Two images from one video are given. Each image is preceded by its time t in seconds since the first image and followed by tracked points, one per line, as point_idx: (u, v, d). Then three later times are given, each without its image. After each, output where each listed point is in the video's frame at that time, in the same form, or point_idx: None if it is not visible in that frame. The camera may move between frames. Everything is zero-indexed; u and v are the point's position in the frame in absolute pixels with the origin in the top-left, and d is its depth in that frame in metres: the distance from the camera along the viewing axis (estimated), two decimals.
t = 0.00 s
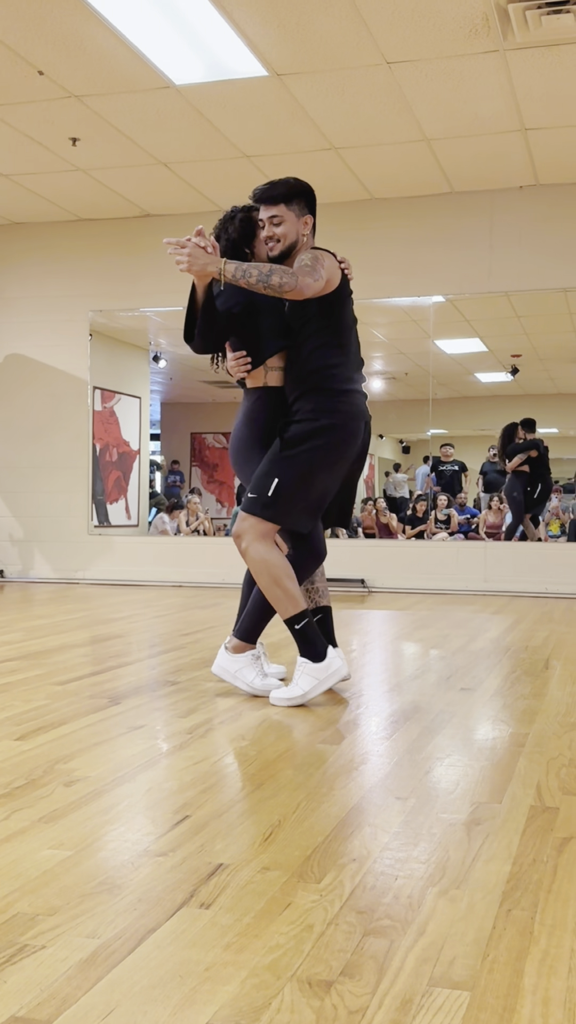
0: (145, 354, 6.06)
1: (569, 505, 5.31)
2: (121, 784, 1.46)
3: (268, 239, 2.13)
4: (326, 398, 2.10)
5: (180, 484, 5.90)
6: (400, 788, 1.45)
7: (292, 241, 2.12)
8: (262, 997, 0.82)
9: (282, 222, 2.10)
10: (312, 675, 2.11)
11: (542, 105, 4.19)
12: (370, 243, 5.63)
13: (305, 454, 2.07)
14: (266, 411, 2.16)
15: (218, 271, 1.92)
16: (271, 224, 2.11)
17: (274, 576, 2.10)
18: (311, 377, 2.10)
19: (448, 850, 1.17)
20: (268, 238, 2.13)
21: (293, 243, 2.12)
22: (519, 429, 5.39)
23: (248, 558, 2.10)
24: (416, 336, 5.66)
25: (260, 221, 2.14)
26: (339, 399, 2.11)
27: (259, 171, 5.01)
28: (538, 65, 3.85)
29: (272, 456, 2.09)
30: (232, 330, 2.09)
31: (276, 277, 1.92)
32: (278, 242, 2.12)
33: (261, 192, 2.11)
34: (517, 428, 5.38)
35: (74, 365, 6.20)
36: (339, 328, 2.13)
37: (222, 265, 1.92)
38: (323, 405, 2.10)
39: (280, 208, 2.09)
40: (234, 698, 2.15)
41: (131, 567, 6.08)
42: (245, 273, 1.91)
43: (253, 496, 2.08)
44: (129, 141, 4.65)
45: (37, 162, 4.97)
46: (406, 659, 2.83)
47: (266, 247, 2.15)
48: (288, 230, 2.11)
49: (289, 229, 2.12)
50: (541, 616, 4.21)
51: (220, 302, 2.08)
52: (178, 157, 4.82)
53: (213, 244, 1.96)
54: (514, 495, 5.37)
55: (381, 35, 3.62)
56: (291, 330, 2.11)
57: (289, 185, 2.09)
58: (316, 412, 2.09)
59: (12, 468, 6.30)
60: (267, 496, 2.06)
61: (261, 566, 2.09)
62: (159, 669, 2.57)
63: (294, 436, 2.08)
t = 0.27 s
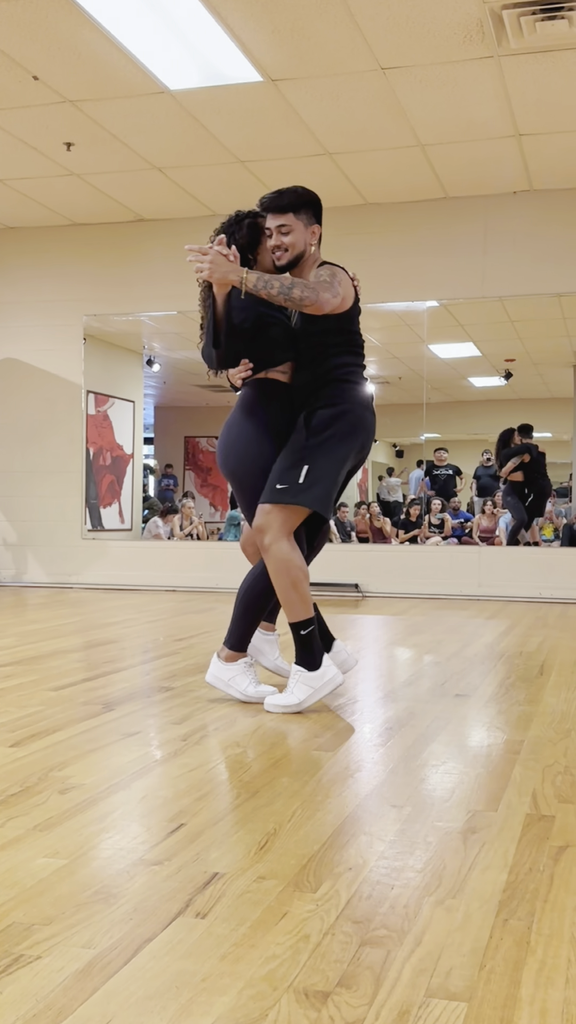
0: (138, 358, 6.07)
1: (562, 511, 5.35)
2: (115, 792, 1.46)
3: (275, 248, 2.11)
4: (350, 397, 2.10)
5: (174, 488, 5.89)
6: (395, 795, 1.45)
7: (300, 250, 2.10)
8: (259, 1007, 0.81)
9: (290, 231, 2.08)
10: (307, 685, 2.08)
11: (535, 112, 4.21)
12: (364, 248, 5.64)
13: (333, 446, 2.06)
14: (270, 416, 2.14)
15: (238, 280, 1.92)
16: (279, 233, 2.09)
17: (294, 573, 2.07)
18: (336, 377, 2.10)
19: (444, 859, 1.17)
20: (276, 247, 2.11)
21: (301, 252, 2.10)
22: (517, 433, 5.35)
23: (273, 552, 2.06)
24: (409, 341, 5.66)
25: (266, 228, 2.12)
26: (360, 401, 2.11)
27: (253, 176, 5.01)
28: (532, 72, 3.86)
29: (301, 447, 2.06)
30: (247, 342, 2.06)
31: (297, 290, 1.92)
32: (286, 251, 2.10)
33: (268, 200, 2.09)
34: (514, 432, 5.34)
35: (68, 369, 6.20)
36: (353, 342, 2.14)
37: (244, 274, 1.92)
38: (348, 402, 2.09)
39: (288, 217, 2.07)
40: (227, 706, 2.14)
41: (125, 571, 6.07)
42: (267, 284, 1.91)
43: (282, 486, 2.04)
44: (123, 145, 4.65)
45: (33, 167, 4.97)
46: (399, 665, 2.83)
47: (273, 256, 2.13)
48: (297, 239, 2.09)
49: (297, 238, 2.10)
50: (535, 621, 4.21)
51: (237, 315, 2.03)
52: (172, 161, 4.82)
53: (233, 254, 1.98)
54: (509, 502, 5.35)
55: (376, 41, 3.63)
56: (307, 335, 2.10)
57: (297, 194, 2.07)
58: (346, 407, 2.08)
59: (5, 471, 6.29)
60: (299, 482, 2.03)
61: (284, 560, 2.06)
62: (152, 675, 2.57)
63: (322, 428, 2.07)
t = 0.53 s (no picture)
0: (126, 361, 6.06)
1: (549, 512, 5.36)
2: (103, 796, 1.45)
3: (281, 255, 2.09)
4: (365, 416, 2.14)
5: (161, 491, 5.89)
6: (384, 800, 1.44)
7: (306, 257, 2.09)
8: (245, 1013, 0.81)
9: (297, 239, 2.07)
10: (305, 689, 2.10)
11: (523, 116, 4.22)
12: (352, 251, 5.65)
13: (353, 471, 2.10)
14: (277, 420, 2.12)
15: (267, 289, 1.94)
16: (286, 240, 2.07)
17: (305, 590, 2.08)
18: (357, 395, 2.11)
19: (432, 863, 1.17)
20: (282, 254, 2.09)
21: (308, 260, 2.09)
22: (507, 436, 5.34)
23: (291, 567, 2.06)
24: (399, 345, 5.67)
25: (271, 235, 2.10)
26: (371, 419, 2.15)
27: (241, 178, 5.01)
28: (521, 75, 3.87)
29: (327, 468, 2.08)
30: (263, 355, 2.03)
31: (325, 301, 1.96)
32: (293, 259, 2.09)
33: (275, 208, 2.07)
34: (505, 436, 5.34)
35: (55, 372, 6.19)
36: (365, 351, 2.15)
37: (273, 283, 1.94)
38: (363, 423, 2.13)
39: (296, 224, 2.06)
40: (216, 709, 2.14)
41: (112, 575, 6.07)
42: (295, 293, 1.94)
43: (310, 506, 2.05)
44: (109, 147, 4.63)
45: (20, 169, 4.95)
46: (389, 668, 2.83)
47: (279, 264, 2.11)
48: (304, 247, 2.08)
49: (304, 246, 2.08)
50: (523, 625, 4.22)
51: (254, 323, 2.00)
52: (160, 163, 4.81)
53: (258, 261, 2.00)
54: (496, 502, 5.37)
55: (364, 44, 3.63)
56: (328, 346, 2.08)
57: (304, 202, 2.05)
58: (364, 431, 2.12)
59: None
60: (326, 507, 2.05)
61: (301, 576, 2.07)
62: (140, 678, 2.56)
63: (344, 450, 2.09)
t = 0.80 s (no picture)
0: (104, 363, 6.07)
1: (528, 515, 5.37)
2: (80, 799, 1.45)
3: (288, 251, 2.10)
4: (364, 422, 2.08)
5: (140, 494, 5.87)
6: (362, 802, 1.44)
7: (313, 254, 2.09)
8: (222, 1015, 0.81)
9: (303, 235, 2.07)
10: (385, 670, 2.04)
11: (500, 121, 4.24)
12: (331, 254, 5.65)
13: (345, 479, 2.06)
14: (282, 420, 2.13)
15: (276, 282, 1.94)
16: (292, 237, 2.08)
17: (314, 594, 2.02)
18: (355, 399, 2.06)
19: (409, 865, 1.17)
20: (288, 251, 2.10)
21: (314, 256, 2.08)
22: (496, 437, 5.37)
23: (294, 579, 2.02)
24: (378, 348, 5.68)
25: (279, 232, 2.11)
26: (372, 425, 2.10)
27: (220, 180, 5.01)
28: (497, 81, 3.89)
29: (316, 476, 2.04)
30: (275, 347, 2.03)
31: (336, 286, 1.92)
32: (299, 255, 2.09)
33: (281, 204, 2.08)
34: (493, 436, 5.37)
35: (33, 374, 6.17)
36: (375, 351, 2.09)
37: (281, 275, 1.93)
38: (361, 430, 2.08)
39: (302, 220, 2.06)
40: (195, 712, 2.14)
41: (89, 576, 6.05)
42: (304, 284, 1.91)
43: (296, 517, 2.01)
44: (88, 149, 4.62)
45: None
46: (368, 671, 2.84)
47: (286, 261, 2.12)
48: (310, 244, 2.08)
49: (311, 243, 2.08)
50: (500, 626, 4.24)
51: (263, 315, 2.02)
52: (139, 165, 4.81)
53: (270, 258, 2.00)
54: (475, 503, 5.38)
55: (343, 48, 3.64)
56: (329, 346, 2.04)
57: (310, 198, 2.05)
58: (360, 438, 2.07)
59: None
60: (314, 519, 2.02)
61: (310, 582, 2.02)
62: (117, 680, 2.56)
63: (336, 458, 2.05)
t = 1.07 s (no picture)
0: (72, 364, 6.06)
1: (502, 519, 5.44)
2: (43, 803, 1.44)
3: (302, 251, 2.03)
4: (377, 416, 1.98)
5: (108, 495, 5.90)
6: (326, 805, 1.44)
7: (327, 253, 2.02)
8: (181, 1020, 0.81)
9: (317, 234, 2.00)
10: (377, 696, 2.05)
11: (466, 126, 4.26)
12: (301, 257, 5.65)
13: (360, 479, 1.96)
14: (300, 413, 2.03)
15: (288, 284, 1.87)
16: (306, 236, 2.01)
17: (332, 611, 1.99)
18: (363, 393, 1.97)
19: (372, 868, 1.17)
20: (303, 249, 2.02)
21: (329, 256, 2.02)
22: (478, 443, 5.42)
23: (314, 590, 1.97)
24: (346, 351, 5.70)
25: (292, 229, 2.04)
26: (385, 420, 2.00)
27: (188, 182, 5.00)
28: (464, 85, 3.91)
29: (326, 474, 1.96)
30: (274, 347, 1.94)
31: (346, 288, 1.87)
32: (314, 255, 2.02)
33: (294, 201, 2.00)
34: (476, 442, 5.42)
35: None
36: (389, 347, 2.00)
37: (292, 276, 1.87)
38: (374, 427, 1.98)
39: (316, 218, 1.99)
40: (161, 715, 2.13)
41: (56, 579, 6.02)
42: (315, 285, 1.86)
43: (305, 523, 1.96)
44: (55, 150, 4.60)
45: None
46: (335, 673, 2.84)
47: (300, 259, 2.04)
48: (324, 243, 2.01)
49: (325, 241, 2.01)
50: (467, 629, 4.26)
51: (271, 312, 1.92)
52: (107, 167, 4.79)
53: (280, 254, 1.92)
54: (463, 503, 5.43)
55: (310, 52, 3.65)
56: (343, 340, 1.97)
57: (323, 195, 1.98)
58: (373, 430, 1.97)
59: None
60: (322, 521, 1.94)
61: (328, 598, 1.97)
62: (82, 684, 2.55)
63: (344, 458, 1.95)
